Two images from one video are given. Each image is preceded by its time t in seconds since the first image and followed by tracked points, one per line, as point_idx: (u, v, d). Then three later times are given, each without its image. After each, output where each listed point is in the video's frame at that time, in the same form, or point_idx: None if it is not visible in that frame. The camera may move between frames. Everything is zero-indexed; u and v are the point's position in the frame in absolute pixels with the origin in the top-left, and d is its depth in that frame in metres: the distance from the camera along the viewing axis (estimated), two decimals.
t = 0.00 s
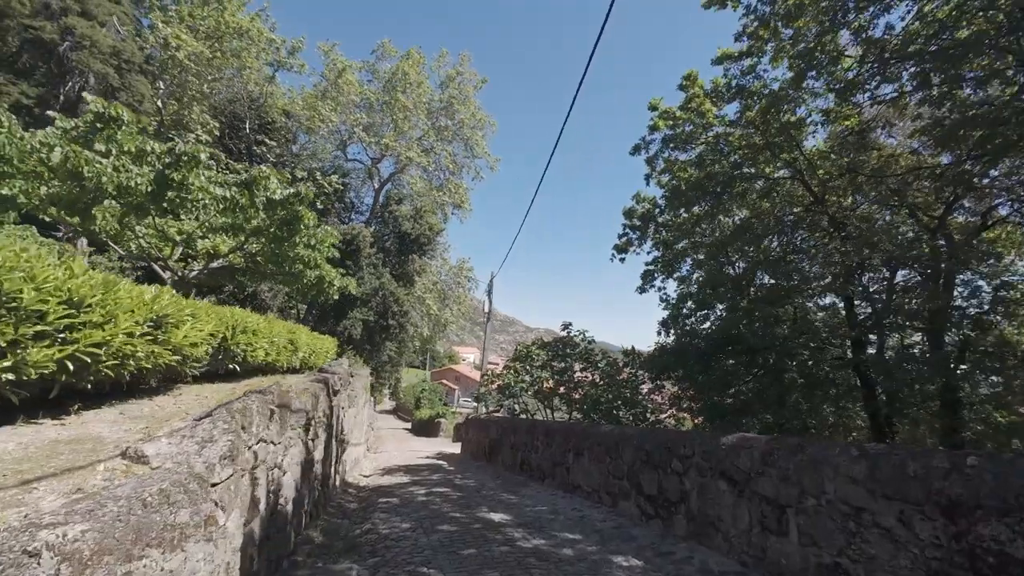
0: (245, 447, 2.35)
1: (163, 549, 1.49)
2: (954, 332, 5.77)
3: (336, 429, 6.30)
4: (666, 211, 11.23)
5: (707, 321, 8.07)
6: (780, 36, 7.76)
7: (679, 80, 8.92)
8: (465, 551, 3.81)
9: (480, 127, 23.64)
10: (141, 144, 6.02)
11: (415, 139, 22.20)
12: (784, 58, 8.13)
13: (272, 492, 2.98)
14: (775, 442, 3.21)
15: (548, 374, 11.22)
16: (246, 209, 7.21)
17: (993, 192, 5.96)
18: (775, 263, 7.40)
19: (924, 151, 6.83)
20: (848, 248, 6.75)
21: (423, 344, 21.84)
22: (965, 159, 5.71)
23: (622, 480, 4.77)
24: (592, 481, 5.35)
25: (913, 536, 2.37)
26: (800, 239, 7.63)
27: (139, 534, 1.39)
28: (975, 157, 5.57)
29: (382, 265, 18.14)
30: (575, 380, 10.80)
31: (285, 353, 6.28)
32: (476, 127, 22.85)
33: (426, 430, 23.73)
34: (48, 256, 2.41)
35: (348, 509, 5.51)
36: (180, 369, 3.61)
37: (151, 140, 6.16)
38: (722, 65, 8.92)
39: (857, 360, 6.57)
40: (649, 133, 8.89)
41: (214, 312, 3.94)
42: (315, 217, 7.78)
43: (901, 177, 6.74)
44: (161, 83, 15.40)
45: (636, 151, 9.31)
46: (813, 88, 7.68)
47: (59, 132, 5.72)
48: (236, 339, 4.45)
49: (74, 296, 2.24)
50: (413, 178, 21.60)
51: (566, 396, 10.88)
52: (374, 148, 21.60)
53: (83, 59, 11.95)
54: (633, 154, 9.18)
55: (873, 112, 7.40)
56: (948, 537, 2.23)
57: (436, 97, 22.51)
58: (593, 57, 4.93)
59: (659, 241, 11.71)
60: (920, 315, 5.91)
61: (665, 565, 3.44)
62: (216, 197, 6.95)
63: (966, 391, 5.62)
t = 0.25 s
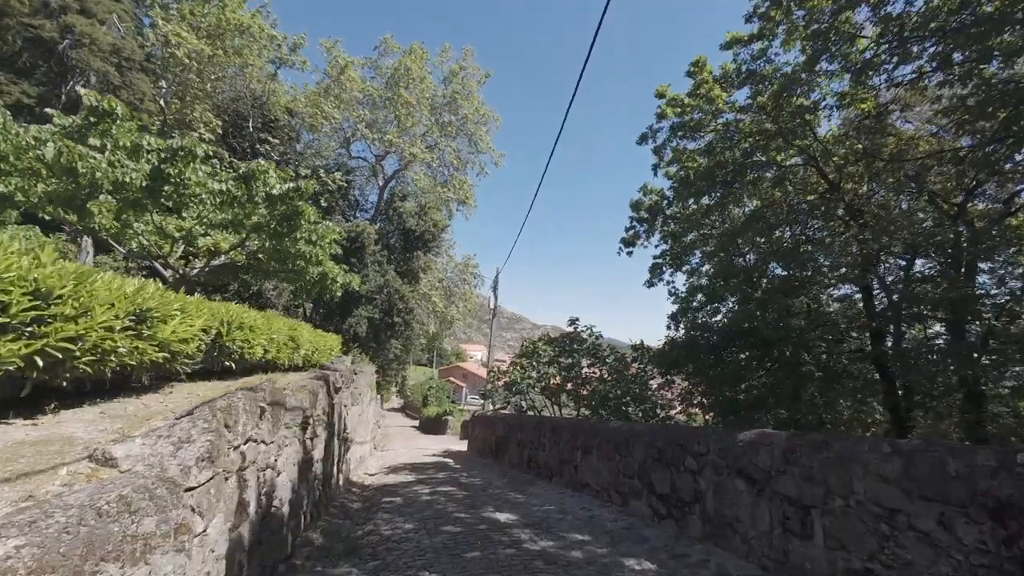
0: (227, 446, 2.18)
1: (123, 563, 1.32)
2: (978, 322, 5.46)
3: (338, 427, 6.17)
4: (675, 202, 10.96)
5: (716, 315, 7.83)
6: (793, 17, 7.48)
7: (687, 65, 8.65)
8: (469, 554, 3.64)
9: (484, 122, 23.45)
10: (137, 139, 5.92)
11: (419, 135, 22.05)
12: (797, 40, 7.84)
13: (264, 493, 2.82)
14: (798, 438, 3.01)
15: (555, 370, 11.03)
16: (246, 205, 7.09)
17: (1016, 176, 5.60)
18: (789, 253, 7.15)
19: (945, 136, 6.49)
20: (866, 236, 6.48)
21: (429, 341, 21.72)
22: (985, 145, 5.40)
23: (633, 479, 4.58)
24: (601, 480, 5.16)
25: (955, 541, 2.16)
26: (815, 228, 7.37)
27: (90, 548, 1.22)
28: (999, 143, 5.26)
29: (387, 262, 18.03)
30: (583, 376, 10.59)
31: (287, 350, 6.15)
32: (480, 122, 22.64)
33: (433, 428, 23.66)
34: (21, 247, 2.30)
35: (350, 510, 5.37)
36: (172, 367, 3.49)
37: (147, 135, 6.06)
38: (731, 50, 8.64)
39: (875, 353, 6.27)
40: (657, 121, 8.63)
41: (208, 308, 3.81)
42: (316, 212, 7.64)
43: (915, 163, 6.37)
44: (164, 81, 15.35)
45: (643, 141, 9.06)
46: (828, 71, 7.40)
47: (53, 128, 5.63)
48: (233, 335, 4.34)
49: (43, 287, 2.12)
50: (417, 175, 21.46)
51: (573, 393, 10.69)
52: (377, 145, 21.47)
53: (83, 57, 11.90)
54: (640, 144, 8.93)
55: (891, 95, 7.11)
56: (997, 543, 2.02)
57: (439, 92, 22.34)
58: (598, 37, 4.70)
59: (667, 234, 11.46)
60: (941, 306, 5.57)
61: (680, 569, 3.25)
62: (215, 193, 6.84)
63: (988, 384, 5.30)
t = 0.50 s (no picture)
0: (203, 448, 2.03)
1: None
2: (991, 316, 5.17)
3: (335, 426, 6.02)
4: (679, 195, 10.73)
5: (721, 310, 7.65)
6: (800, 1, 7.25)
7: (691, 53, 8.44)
8: (468, 557, 3.49)
9: (484, 118, 23.25)
10: (127, 132, 5.77)
11: (419, 131, 21.87)
12: (804, 26, 7.61)
13: (249, 497, 2.67)
14: (814, 436, 2.84)
15: (558, 367, 10.86)
16: (239, 199, 6.94)
17: None
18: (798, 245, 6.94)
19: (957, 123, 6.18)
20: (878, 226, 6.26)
21: (431, 339, 21.58)
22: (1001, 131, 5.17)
23: (638, 477, 4.42)
24: (606, 479, 5.01)
25: (990, 547, 1.99)
26: (823, 218, 7.17)
27: (23, 567, 1.07)
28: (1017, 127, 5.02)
29: (388, 259, 17.88)
30: (586, 372, 10.40)
31: (283, 348, 6.00)
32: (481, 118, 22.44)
33: (436, 426, 23.54)
34: None
35: (348, 511, 5.23)
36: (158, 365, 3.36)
37: (138, 128, 5.91)
38: (736, 37, 8.41)
39: (885, 348, 6.02)
40: (660, 111, 8.41)
41: (195, 303, 3.68)
42: (312, 207, 7.49)
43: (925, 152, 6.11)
44: (161, 77, 15.21)
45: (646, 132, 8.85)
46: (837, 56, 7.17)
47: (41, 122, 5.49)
48: (225, 332, 4.21)
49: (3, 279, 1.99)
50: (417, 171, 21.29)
51: (577, 390, 10.52)
52: (378, 142, 21.30)
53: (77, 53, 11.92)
54: (643, 135, 8.73)
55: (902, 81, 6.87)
56: None
57: (439, 88, 22.14)
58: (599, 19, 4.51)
59: (670, 227, 11.25)
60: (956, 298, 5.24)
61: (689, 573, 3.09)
62: (208, 187, 6.69)
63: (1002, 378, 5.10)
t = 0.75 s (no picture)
0: (168, 450, 1.85)
1: None
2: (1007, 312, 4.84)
3: (331, 425, 5.85)
4: (684, 189, 10.51)
5: (726, 306, 7.47)
6: None
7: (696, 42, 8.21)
8: (464, 564, 3.31)
9: (485, 114, 23.05)
10: (115, 123, 5.60)
11: (420, 128, 21.68)
12: (812, 13, 7.38)
13: (228, 502, 2.51)
14: (834, 436, 2.65)
15: (560, 365, 10.67)
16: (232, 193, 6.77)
17: None
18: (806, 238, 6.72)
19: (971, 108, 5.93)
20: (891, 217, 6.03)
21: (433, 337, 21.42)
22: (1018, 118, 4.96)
23: (643, 479, 4.24)
24: (609, 480, 4.82)
25: None
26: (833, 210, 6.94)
27: None
28: None
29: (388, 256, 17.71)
30: (589, 370, 10.21)
31: (277, 345, 5.84)
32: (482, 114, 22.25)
33: (438, 425, 23.38)
34: None
35: (342, 513, 5.06)
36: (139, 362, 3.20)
37: (127, 119, 5.75)
38: (742, 25, 8.19)
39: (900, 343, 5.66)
40: (665, 102, 8.19)
41: (178, 298, 3.52)
42: (308, 201, 7.31)
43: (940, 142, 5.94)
44: (158, 73, 15.07)
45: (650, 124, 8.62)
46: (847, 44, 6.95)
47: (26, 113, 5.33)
48: (212, 328, 4.04)
49: None
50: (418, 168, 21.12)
51: (579, 388, 10.33)
52: (378, 139, 21.10)
53: (71, 47, 11.83)
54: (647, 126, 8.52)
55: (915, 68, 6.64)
56: None
57: (440, 84, 21.95)
58: None
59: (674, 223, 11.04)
60: (970, 292, 4.95)
61: None
62: (200, 181, 6.53)
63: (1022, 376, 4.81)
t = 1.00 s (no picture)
0: (137, 458, 1.69)
1: None
2: None
3: (329, 427, 5.68)
4: (691, 187, 10.30)
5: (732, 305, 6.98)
6: None
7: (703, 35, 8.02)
8: None
9: (488, 112, 22.90)
10: (109, 116, 5.46)
11: (423, 126, 21.54)
12: (824, 3, 7.18)
13: (212, 512, 2.35)
14: (862, 442, 2.46)
15: (564, 365, 10.47)
16: (229, 188, 6.63)
17: None
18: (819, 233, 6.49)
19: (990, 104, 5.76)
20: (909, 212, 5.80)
21: (435, 337, 21.25)
22: None
23: (652, 484, 4.05)
24: (616, 484, 4.63)
25: None
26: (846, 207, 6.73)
27: None
28: None
29: (390, 255, 17.56)
30: (594, 371, 10.01)
31: (274, 345, 5.68)
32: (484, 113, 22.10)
33: (441, 426, 23.22)
34: None
35: (340, 519, 4.89)
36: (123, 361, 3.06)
37: (121, 112, 5.61)
38: (751, 17, 7.99)
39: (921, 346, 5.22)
40: (671, 96, 7.99)
41: (164, 293, 3.36)
42: (307, 197, 7.15)
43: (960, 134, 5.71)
44: (160, 72, 14.99)
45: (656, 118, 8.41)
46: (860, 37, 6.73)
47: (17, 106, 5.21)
48: (203, 325, 3.89)
49: None
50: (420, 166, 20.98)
51: (583, 388, 10.14)
52: (380, 138, 20.97)
53: (69, 44, 11.75)
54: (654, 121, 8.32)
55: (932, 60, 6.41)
56: None
57: (442, 82, 21.83)
58: None
59: (680, 221, 10.84)
60: (990, 290, 4.72)
61: None
62: (196, 176, 6.37)
63: None
